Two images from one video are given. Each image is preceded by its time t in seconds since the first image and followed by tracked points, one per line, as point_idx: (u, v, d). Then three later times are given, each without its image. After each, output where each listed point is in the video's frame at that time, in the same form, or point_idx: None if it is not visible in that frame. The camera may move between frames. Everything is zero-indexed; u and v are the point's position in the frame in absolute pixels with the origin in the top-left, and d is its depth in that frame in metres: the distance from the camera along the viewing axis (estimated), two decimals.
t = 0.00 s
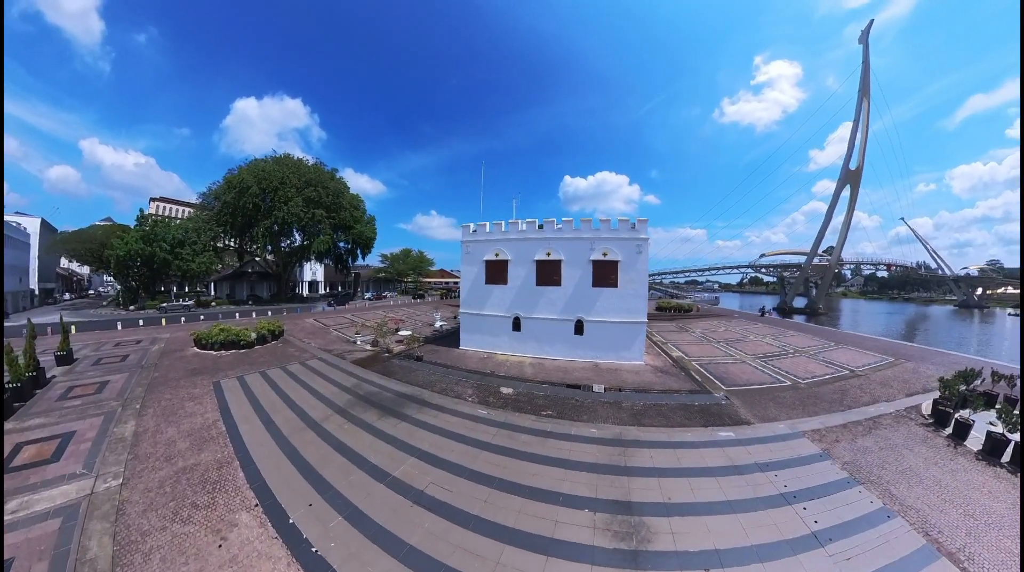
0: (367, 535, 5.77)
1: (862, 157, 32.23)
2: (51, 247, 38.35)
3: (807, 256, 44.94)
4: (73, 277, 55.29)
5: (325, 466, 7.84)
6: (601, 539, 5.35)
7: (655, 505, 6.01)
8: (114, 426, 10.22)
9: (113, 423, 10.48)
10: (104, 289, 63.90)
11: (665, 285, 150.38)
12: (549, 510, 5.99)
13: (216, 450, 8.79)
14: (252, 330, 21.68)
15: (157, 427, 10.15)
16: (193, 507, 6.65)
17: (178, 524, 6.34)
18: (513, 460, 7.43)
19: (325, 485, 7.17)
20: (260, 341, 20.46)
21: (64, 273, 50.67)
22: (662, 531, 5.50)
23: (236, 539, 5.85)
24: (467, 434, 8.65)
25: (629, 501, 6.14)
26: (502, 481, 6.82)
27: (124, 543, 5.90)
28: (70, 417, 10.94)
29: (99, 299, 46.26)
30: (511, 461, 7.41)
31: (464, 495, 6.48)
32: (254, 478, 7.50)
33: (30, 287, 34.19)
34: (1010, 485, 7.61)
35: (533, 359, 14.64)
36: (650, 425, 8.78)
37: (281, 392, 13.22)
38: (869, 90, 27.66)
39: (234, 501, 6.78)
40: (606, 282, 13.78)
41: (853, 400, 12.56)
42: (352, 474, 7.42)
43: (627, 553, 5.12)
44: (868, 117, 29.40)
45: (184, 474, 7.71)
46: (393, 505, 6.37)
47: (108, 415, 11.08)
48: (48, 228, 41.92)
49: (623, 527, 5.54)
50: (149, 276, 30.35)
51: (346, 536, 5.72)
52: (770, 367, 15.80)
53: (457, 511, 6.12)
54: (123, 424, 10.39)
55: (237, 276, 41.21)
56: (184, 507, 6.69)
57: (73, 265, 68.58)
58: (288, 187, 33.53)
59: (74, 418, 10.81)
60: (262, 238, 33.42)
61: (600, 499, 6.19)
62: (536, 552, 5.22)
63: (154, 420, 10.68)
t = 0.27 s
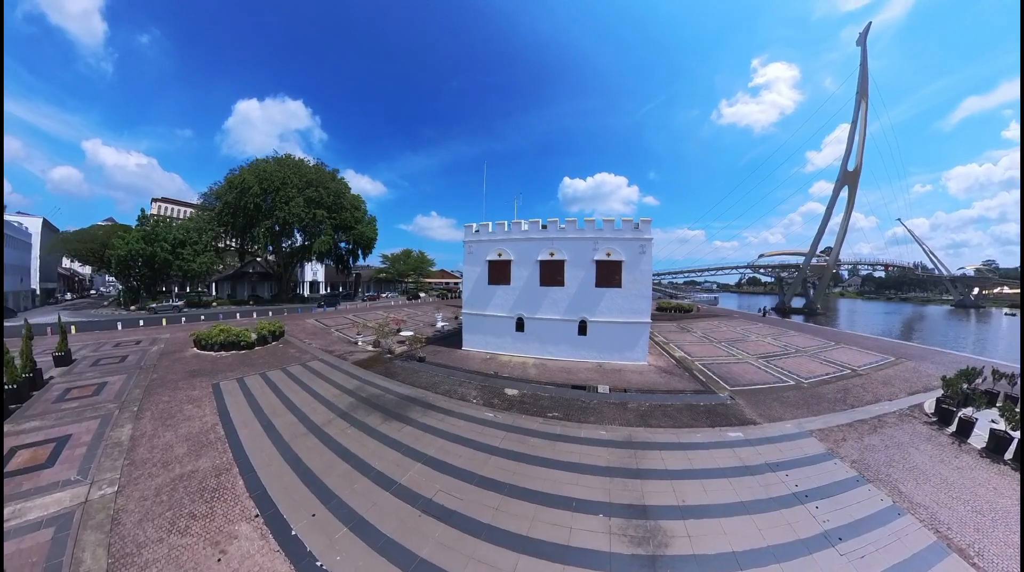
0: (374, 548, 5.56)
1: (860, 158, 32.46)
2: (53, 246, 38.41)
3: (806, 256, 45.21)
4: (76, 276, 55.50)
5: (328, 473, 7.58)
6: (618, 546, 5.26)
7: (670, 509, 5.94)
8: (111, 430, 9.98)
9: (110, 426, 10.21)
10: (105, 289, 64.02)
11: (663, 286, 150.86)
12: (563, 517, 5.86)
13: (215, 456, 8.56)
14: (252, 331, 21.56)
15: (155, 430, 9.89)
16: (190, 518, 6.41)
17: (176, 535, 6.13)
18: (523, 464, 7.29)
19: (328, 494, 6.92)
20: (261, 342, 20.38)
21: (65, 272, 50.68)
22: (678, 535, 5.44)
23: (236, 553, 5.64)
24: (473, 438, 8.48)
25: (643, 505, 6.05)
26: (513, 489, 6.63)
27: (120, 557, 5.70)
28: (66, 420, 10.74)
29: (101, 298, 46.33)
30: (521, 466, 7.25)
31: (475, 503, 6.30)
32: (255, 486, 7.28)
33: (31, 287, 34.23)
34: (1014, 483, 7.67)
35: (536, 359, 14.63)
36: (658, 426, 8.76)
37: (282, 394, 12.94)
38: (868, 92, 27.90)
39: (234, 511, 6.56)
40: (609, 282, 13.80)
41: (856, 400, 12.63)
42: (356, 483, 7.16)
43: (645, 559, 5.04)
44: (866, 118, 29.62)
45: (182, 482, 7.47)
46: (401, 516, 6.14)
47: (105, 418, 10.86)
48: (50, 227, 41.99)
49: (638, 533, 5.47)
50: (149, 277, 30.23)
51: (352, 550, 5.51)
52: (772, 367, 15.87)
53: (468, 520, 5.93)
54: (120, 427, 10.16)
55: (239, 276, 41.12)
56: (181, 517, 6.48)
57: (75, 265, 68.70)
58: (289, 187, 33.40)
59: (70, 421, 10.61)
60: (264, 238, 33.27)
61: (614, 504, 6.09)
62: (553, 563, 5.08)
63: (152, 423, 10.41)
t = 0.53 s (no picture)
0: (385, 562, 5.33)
1: (857, 160, 32.74)
2: (54, 247, 38.41)
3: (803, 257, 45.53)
4: (78, 278, 55.78)
5: (333, 484, 7.31)
6: (635, 553, 5.18)
7: (685, 515, 5.89)
8: (108, 436, 9.72)
9: (107, 433, 9.93)
10: (108, 290, 64.52)
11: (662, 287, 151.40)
12: (577, 525, 5.75)
13: (215, 464, 8.27)
14: (252, 333, 21.43)
15: (154, 438, 9.62)
16: (190, 532, 6.16)
17: (175, 551, 5.88)
18: (534, 470, 7.16)
19: (333, 505, 6.67)
20: (262, 344, 20.29)
21: (67, 273, 50.64)
22: (695, 540, 5.40)
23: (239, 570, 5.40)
24: (480, 444, 8.33)
25: (658, 511, 5.98)
26: (526, 497, 6.47)
27: None
28: (62, 425, 10.52)
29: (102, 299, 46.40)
30: (531, 472, 7.11)
31: (487, 513, 6.13)
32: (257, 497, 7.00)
33: (33, 288, 34.26)
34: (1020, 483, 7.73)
35: (540, 361, 14.63)
36: (666, 429, 8.76)
37: (283, 399, 12.65)
38: (865, 95, 28.17)
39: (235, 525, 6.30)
40: (613, 284, 13.84)
41: (858, 400, 12.72)
42: (362, 494, 6.89)
43: (663, 565, 4.99)
44: (864, 120, 29.89)
45: (181, 493, 7.19)
46: (411, 529, 5.91)
47: (102, 423, 10.61)
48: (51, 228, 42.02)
49: (655, 539, 5.41)
50: (150, 277, 30.13)
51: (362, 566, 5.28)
52: (775, 368, 15.95)
53: (481, 531, 5.75)
54: (118, 433, 9.90)
55: (240, 276, 40.98)
56: (181, 531, 6.23)
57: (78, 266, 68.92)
58: (290, 188, 33.31)
59: (66, 427, 10.36)
60: (265, 239, 33.05)
61: (628, 510, 6.00)
62: None
63: (150, 430, 10.14)
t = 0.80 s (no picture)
0: None
1: (856, 161, 32.95)
2: (54, 247, 38.43)
3: (802, 257, 45.78)
4: (80, 277, 56.04)
5: (337, 493, 7.08)
6: (655, 557, 5.15)
7: (701, 516, 5.88)
8: (105, 441, 9.48)
9: (104, 438, 9.66)
10: (111, 290, 64.96)
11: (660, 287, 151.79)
12: (595, 530, 5.67)
13: (214, 472, 8.03)
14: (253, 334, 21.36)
15: (152, 443, 9.37)
16: (189, 547, 5.97)
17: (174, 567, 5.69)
18: (546, 474, 7.06)
19: (340, 516, 6.45)
20: (263, 345, 20.22)
21: (67, 273, 50.65)
22: (713, 543, 5.38)
23: None
24: (489, 448, 8.19)
25: (674, 514, 5.96)
26: (540, 503, 6.34)
27: None
28: (58, 429, 10.30)
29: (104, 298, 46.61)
30: (544, 476, 7.01)
31: (502, 521, 5.98)
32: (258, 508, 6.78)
33: (34, 288, 34.35)
34: None
35: (543, 362, 14.66)
36: (674, 429, 8.78)
37: (285, 402, 12.39)
38: (864, 97, 28.39)
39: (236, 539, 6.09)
40: (617, 284, 13.87)
41: (861, 399, 12.82)
42: (369, 504, 6.66)
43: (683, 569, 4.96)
44: (862, 122, 30.11)
45: (179, 504, 6.96)
46: (423, 540, 5.72)
47: (99, 427, 10.37)
48: (52, 229, 42.07)
49: (673, 542, 5.39)
50: (151, 278, 30.11)
51: None
52: (777, 368, 16.04)
53: (496, 541, 5.61)
54: (115, 438, 9.65)
55: (241, 276, 41.00)
56: (180, 545, 6.05)
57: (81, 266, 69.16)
58: (291, 188, 33.19)
59: (63, 431, 10.14)
60: (266, 239, 32.87)
61: (644, 514, 5.95)
62: None
63: (147, 435, 9.88)
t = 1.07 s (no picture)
0: None
1: (853, 162, 33.21)
2: (55, 248, 38.46)
3: (800, 258, 46.08)
4: (82, 278, 56.30)
5: (344, 504, 6.84)
6: (674, 563, 5.12)
7: (715, 519, 5.89)
8: (102, 448, 9.25)
9: (100, 445, 9.40)
10: (114, 290, 65.29)
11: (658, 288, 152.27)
12: (612, 537, 5.60)
13: (213, 482, 7.77)
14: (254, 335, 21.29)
15: (150, 451, 9.13)
16: (189, 564, 5.73)
17: None
18: (559, 481, 6.96)
19: (348, 530, 6.22)
20: (263, 347, 20.14)
21: (68, 273, 50.78)
22: (729, 546, 5.40)
23: None
24: (498, 454, 8.05)
25: (689, 518, 5.95)
26: (555, 512, 6.21)
27: None
28: (55, 434, 10.08)
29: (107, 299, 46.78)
30: (557, 483, 6.90)
31: (518, 530, 5.85)
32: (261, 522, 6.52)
33: (35, 288, 34.37)
34: None
35: (547, 363, 14.67)
36: (681, 431, 8.82)
37: (287, 407, 12.11)
38: (862, 99, 28.65)
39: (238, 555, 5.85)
40: (621, 286, 13.91)
41: (863, 399, 12.93)
42: (378, 516, 6.43)
43: None
44: (860, 124, 30.38)
45: (179, 517, 6.73)
46: (436, 553, 5.55)
47: (97, 433, 10.14)
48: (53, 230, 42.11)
49: (689, 545, 5.40)
50: (152, 278, 30.08)
51: None
52: (779, 368, 16.14)
53: (513, 552, 5.48)
54: (112, 445, 9.41)
55: (242, 277, 40.85)
56: (179, 562, 5.81)
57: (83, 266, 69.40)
58: (292, 189, 33.10)
59: (59, 437, 9.90)
60: (267, 240, 32.67)
61: (660, 519, 5.92)
62: None
63: (146, 441, 9.64)
